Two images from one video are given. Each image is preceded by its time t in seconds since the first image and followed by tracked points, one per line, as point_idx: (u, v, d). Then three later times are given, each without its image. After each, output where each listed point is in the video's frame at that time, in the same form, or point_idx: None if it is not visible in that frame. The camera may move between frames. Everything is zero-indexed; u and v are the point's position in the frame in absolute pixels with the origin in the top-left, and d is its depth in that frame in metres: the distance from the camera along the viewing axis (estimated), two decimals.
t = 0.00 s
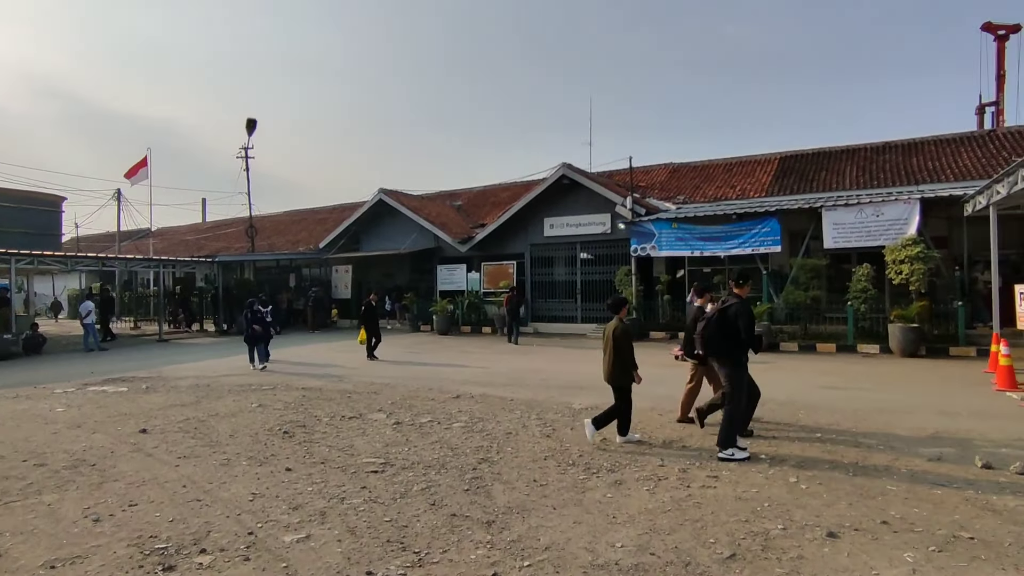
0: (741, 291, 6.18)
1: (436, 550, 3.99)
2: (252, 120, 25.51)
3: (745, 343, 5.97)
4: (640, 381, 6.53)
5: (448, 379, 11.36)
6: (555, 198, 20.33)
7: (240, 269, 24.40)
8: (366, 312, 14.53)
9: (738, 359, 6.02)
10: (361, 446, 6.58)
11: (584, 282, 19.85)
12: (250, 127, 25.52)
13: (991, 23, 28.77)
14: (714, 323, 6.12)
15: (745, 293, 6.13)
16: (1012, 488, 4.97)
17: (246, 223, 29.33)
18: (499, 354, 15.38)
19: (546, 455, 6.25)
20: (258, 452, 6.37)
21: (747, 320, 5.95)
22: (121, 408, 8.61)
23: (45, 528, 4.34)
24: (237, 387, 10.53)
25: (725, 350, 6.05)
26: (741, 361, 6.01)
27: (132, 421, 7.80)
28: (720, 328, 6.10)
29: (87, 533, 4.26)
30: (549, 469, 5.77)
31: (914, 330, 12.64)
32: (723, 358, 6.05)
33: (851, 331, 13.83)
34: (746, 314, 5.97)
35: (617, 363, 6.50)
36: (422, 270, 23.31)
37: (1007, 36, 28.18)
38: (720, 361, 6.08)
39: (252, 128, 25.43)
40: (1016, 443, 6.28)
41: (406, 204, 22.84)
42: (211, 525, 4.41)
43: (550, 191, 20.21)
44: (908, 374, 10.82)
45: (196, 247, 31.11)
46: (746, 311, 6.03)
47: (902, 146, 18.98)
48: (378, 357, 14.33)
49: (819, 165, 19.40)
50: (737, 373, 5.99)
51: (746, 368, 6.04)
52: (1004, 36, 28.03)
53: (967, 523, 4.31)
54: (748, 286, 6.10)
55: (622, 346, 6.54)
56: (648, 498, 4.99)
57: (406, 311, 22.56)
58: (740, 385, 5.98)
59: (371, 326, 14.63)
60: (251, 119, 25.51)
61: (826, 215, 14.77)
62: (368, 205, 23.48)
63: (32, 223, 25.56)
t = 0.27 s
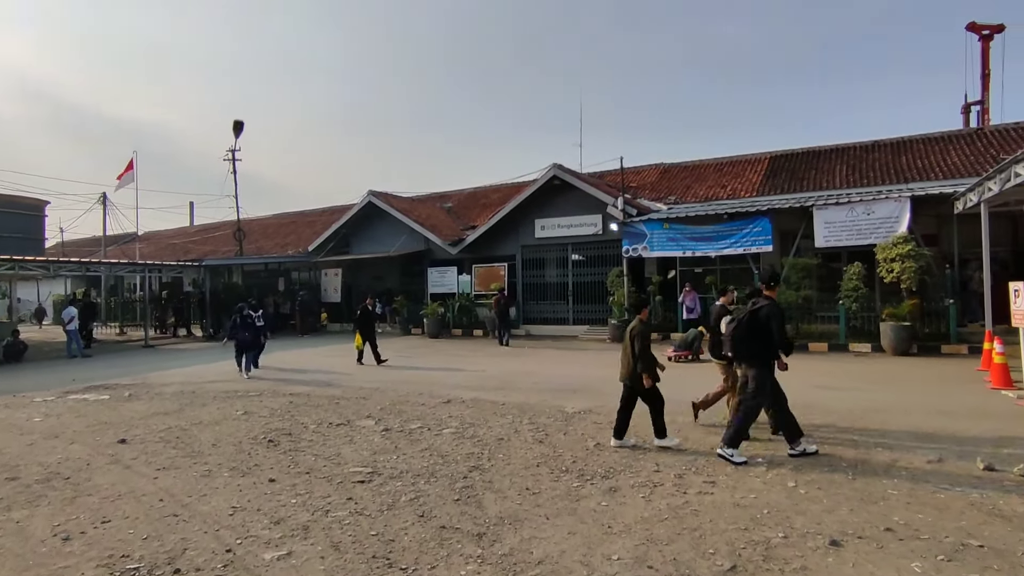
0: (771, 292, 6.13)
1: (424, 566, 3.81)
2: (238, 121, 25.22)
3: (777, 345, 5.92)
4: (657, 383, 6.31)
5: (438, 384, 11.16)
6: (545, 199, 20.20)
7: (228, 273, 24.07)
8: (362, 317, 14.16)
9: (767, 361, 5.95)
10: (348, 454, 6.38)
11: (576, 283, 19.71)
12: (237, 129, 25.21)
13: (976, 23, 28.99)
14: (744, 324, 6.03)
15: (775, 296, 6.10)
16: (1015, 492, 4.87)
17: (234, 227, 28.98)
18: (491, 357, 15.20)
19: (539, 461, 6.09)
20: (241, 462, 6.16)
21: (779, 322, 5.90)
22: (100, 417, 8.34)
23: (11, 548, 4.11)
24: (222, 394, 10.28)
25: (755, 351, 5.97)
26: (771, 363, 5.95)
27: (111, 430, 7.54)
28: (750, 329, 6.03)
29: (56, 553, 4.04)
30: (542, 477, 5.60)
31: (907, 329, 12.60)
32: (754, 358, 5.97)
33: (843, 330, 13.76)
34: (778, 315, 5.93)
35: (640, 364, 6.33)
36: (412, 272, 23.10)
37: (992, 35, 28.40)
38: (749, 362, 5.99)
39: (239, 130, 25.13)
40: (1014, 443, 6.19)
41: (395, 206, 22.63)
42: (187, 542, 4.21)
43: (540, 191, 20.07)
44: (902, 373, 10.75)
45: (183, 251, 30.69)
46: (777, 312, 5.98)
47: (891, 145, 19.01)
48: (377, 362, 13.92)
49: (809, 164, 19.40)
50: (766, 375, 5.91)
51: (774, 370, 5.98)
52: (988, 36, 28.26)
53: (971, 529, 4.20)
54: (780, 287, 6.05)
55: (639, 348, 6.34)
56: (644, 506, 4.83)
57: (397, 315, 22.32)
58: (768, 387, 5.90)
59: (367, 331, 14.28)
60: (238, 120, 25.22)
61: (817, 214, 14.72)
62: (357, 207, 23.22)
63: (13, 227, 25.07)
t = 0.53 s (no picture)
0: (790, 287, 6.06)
1: None
2: (222, 122, 24.85)
3: (800, 340, 5.84)
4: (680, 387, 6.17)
5: (425, 388, 10.96)
6: (533, 200, 20.07)
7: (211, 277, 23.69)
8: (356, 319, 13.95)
9: (791, 358, 5.88)
10: (330, 464, 6.18)
11: (565, 285, 19.59)
12: (220, 130, 24.83)
13: (958, 25, 29.29)
14: (766, 320, 5.95)
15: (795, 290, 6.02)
16: (1008, 496, 4.80)
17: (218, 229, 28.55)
18: (479, 361, 15.02)
19: (526, 469, 5.94)
20: (218, 473, 5.94)
21: (800, 318, 5.82)
22: (72, 427, 8.06)
23: None
24: (201, 401, 10.01)
25: (779, 348, 5.89)
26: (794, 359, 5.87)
27: (83, 441, 7.28)
28: (771, 326, 5.95)
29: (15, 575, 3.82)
30: (529, 486, 5.44)
31: (895, 329, 12.59)
32: (776, 356, 5.90)
33: (832, 331, 13.75)
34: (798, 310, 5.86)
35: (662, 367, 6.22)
36: (399, 275, 22.89)
37: (974, 37, 28.70)
38: (773, 359, 5.93)
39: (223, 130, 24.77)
40: (1006, 445, 6.14)
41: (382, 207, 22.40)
42: (156, 562, 4.00)
43: (529, 193, 19.94)
44: (890, 373, 10.73)
45: (166, 254, 30.22)
46: (798, 308, 5.89)
47: (878, 146, 19.10)
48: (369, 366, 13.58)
49: (796, 164, 19.44)
50: (793, 371, 5.85)
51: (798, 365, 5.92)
52: (971, 38, 28.56)
53: (967, 537, 4.11)
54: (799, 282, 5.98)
55: (660, 349, 6.23)
56: (633, 516, 4.70)
57: (384, 317, 22.07)
58: (797, 383, 5.84)
59: (361, 333, 14.03)
60: (221, 121, 24.84)
61: (806, 214, 14.71)
62: (343, 209, 22.94)
63: None
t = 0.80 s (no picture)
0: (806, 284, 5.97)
1: None
2: (201, 116, 24.37)
3: (816, 337, 5.74)
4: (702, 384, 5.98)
5: (408, 387, 10.80)
6: (519, 197, 19.94)
7: (191, 273, 23.25)
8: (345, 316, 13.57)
9: (808, 355, 5.79)
10: (309, 465, 6.01)
11: (550, 282, 19.49)
12: (200, 124, 24.36)
13: (939, 27, 29.68)
14: (782, 317, 5.86)
15: (811, 287, 5.94)
16: (995, 494, 4.77)
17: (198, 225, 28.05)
18: (463, 358, 14.88)
19: (511, 470, 5.81)
20: (193, 476, 5.75)
21: (818, 315, 5.73)
22: (42, 428, 7.79)
23: None
24: (177, 401, 9.75)
25: (794, 345, 5.81)
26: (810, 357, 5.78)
27: (52, 443, 7.02)
28: (787, 323, 5.86)
29: None
30: (514, 487, 5.32)
31: (879, 326, 12.67)
32: (792, 354, 5.81)
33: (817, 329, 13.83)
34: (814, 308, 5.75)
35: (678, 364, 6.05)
36: (384, 272, 22.64)
37: (955, 39, 29.11)
38: (789, 356, 5.84)
39: (203, 124, 24.29)
40: (990, 442, 6.14)
41: (366, 204, 22.12)
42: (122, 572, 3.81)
43: (514, 189, 19.81)
44: (873, 370, 10.78)
45: (144, 250, 29.62)
46: (814, 305, 5.79)
47: (861, 145, 19.24)
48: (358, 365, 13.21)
49: (781, 163, 19.53)
50: (810, 369, 5.76)
51: (815, 364, 5.84)
52: (951, 40, 28.96)
53: (956, 536, 4.06)
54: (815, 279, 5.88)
55: (684, 349, 6.00)
56: (620, 518, 4.60)
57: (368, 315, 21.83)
58: (814, 381, 5.75)
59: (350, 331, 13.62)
60: (201, 115, 24.37)
61: (791, 212, 14.75)
62: (326, 205, 22.61)
63: None
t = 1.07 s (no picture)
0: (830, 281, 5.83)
1: None
2: (180, 106, 23.85)
3: (838, 336, 5.61)
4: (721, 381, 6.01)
5: (392, 383, 10.65)
6: (504, 193, 19.80)
7: (169, 268, 22.77)
8: (337, 312, 13.22)
9: (833, 354, 5.67)
10: (289, 464, 5.84)
11: (535, 278, 19.40)
12: (178, 115, 23.85)
13: (918, 29, 30.12)
14: (802, 317, 5.75)
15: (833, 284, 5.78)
16: (981, 491, 4.78)
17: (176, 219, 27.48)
18: (448, 355, 14.75)
19: (497, 468, 5.71)
20: (168, 476, 5.56)
21: (840, 313, 5.59)
22: (10, 427, 7.52)
23: None
24: (154, 398, 9.50)
25: (816, 345, 5.69)
26: (833, 357, 5.67)
27: (21, 442, 6.76)
28: (809, 321, 5.75)
29: None
30: (501, 486, 5.22)
31: (862, 324, 12.79)
32: (814, 353, 5.71)
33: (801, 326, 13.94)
34: (836, 306, 5.62)
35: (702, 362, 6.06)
36: (367, 267, 22.38)
37: (933, 42, 29.56)
38: (813, 355, 5.74)
39: (181, 115, 23.77)
40: (974, 438, 6.17)
41: (348, 198, 21.83)
42: None
43: (499, 185, 19.67)
44: (856, 367, 10.87)
45: (121, 243, 28.97)
46: (837, 303, 5.65)
47: (844, 144, 19.42)
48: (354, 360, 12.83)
49: (765, 161, 19.64)
50: (835, 368, 5.64)
51: (840, 362, 5.71)
52: (930, 42, 29.40)
53: (945, 534, 4.05)
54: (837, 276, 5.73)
55: (704, 349, 6.07)
56: (609, 518, 4.52)
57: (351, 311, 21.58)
58: (838, 380, 5.63)
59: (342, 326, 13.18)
60: (179, 106, 23.84)
61: (775, 210, 14.81)
62: (308, 199, 22.27)
63: None
